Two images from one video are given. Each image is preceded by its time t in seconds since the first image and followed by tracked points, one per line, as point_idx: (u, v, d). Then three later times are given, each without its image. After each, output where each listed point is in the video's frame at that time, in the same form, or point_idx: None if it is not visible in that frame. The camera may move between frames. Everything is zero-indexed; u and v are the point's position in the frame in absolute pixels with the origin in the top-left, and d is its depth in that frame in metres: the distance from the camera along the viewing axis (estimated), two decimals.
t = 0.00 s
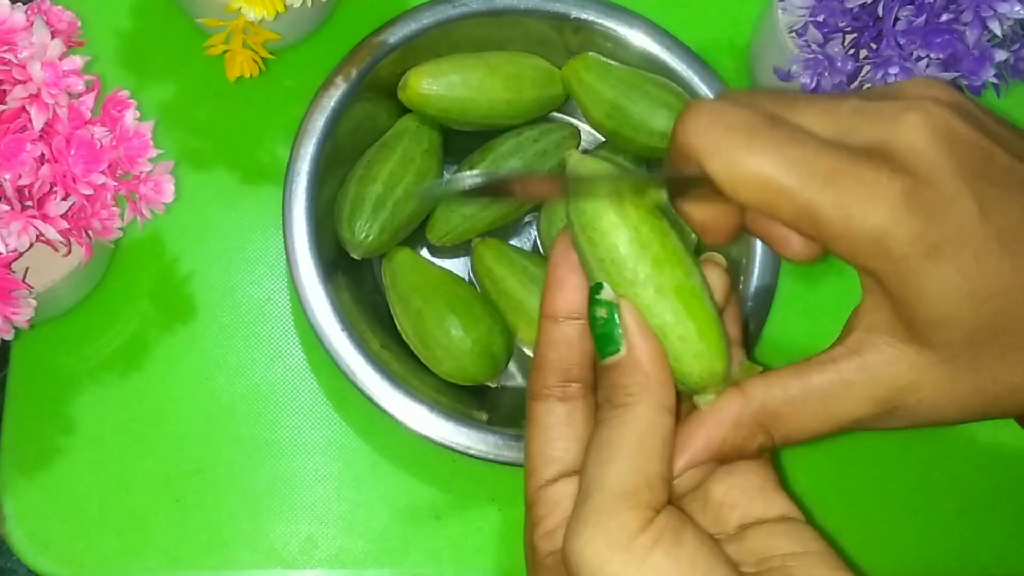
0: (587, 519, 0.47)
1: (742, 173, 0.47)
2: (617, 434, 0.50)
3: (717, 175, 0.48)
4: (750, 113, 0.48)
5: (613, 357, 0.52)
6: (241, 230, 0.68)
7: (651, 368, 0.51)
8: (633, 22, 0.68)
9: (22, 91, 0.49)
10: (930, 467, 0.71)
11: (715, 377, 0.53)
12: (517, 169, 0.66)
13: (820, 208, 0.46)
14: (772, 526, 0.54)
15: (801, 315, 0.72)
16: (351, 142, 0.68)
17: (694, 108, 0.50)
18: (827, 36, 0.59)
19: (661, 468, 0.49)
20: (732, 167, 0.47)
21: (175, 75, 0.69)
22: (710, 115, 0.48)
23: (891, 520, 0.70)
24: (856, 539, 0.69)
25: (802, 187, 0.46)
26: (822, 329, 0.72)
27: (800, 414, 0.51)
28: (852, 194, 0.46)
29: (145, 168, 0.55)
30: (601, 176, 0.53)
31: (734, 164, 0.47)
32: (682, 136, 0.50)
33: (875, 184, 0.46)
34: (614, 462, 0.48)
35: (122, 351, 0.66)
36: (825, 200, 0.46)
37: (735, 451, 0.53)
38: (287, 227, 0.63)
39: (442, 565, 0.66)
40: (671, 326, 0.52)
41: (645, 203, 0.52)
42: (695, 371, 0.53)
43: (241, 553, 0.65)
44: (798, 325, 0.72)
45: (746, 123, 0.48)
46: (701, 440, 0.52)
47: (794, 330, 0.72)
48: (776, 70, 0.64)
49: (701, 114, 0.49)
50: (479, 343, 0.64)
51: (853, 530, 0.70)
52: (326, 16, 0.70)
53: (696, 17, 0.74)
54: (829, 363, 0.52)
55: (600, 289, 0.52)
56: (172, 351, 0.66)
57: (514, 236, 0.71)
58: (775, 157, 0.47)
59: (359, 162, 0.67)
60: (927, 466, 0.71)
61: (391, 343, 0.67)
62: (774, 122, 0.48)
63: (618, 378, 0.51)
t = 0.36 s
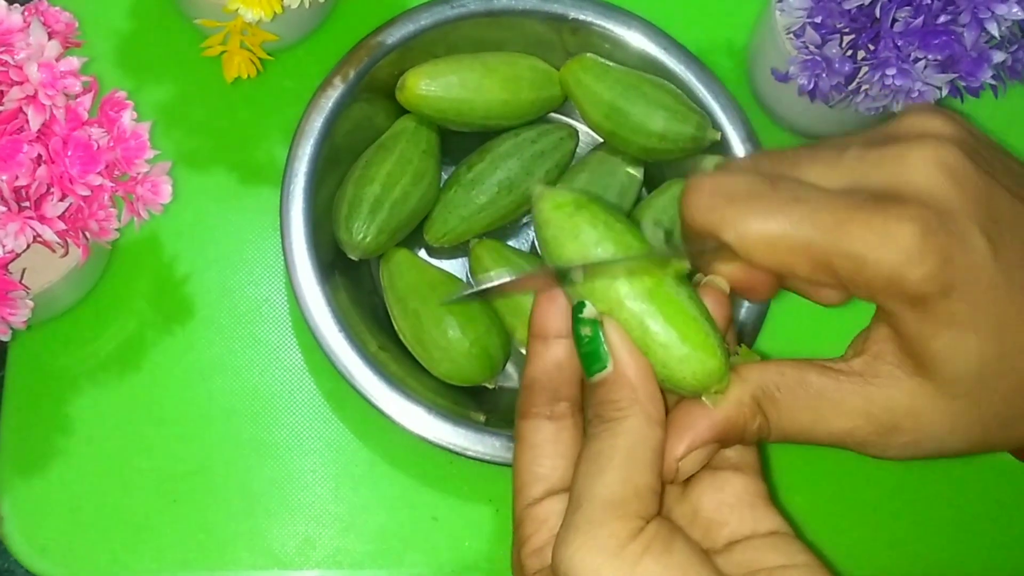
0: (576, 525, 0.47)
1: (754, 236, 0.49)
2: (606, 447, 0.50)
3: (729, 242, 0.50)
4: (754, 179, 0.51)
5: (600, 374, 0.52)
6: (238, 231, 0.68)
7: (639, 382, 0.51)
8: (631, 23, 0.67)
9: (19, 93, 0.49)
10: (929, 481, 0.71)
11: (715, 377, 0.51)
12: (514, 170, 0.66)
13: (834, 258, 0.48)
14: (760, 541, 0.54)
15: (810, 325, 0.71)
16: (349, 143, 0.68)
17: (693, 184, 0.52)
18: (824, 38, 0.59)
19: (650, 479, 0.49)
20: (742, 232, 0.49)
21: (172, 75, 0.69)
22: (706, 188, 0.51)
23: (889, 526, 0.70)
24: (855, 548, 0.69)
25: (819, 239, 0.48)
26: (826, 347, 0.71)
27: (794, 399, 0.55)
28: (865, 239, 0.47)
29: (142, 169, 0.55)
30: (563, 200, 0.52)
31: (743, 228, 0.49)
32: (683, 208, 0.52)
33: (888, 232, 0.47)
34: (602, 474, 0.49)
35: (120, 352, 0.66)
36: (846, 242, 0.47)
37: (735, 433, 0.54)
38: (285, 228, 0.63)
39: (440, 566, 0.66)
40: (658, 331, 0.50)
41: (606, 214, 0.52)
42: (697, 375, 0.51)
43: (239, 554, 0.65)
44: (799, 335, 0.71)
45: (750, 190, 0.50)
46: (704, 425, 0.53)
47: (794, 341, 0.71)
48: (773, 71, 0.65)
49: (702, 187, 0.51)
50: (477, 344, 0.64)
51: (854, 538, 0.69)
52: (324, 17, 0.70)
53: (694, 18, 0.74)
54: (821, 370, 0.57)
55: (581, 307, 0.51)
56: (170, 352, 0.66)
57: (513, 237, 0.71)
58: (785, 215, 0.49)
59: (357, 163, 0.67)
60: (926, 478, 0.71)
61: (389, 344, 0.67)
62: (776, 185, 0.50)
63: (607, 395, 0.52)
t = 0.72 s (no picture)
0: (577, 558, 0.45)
1: (821, 286, 0.49)
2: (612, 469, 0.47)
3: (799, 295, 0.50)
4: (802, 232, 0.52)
5: (615, 386, 0.49)
6: (240, 234, 0.68)
7: (653, 398, 0.49)
8: (634, 26, 0.67)
9: (20, 96, 0.49)
10: (931, 484, 0.70)
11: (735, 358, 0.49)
12: (516, 173, 0.66)
13: (903, 278, 0.46)
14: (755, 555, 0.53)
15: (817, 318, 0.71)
16: (350, 146, 0.68)
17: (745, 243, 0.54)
18: (828, 41, 0.59)
19: (659, 506, 0.47)
20: (811, 286, 0.49)
21: (174, 78, 0.69)
22: (768, 243, 0.53)
23: (891, 529, 0.70)
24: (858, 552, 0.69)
25: (890, 269, 0.46)
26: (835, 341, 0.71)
27: (838, 399, 0.50)
28: (926, 256, 0.45)
29: (144, 171, 0.55)
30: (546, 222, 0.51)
31: (809, 282, 0.50)
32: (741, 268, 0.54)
33: (948, 250, 0.44)
34: (606, 500, 0.46)
35: (121, 354, 0.66)
36: (914, 262, 0.45)
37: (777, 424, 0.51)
38: (287, 231, 0.63)
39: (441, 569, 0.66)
40: (673, 327, 0.48)
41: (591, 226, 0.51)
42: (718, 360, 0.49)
43: (240, 557, 0.64)
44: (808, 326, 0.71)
45: (801, 248, 0.51)
46: (738, 419, 0.51)
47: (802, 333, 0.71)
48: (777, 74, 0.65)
49: (749, 259, 0.53)
50: (479, 347, 0.64)
51: (851, 542, 0.69)
52: (325, 19, 0.70)
53: (697, 20, 0.74)
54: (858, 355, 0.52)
55: (599, 313, 0.49)
56: (171, 356, 0.66)
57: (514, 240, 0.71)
58: (840, 258, 0.49)
59: (359, 166, 0.67)
60: (928, 480, 0.70)
61: (391, 347, 0.67)
62: (824, 238, 0.50)
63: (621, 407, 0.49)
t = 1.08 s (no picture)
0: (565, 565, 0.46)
1: (746, 193, 0.48)
2: (610, 476, 0.47)
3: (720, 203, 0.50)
4: (733, 144, 0.51)
5: (625, 390, 0.48)
6: (238, 235, 0.68)
7: (664, 410, 0.47)
8: (634, 27, 0.67)
9: (18, 97, 0.49)
10: (928, 487, 0.71)
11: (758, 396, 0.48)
12: (516, 174, 0.66)
13: (831, 201, 0.48)
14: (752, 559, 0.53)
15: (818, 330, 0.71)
16: (350, 147, 0.68)
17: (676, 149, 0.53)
18: (828, 42, 0.59)
19: (650, 517, 0.47)
20: (738, 189, 0.49)
21: (173, 78, 0.69)
22: (691, 148, 0.52)
23: (885, 530, 0.70)
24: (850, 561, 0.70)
25: (806, 183, 0.48)
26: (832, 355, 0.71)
27: (853, 403, 0.49)
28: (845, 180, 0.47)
29: (142, 173, 0.55)
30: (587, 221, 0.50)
31: (735, 190, 0.49)
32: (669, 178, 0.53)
33: (881, 155, 0.47)
34: (600, 504, 0.46)
35: (120, 356, 0.66)
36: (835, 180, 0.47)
37: (794, 444, 0.48)
38: (286, 233, 0.63)
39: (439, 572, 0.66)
40: (699, 348, 0.47)
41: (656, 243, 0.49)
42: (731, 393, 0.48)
43: (239, 559, 0.64)
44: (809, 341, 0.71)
45: (730, 148, 0.50)
46: (753, 430, 0.48)
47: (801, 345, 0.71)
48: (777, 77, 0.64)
49: (678, 161, 0.52)
50: (478, 349, 0.64)
51: (844, 544, 0.70)
52: (325, 19, 0.70)
53: (696, 21, 0.74)
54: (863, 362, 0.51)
55: (618, 312, 0.47)
56: (170, 357, 0.66)
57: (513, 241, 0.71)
58: (768, 173, 0.48)
59: (358, 167, 0.67)
60: (925, 483, 0.71)
61: (390, 349, 0.67)
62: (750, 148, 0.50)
63: (625, 407, 0.48)
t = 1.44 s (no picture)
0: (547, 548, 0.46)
1: (816, 297, 0.49)
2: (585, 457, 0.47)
3: (793, 315, 0.50)
4: (787, 243, 0.53)
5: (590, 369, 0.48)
6: (238, 236, 0.68)
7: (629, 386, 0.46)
8: (635, 28, 0.67)
9: (16, 99, 0.49)
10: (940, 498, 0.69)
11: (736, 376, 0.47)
12: (516, 175, 0.66)
13: (887, 280, 0.48)
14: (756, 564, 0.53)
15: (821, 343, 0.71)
16: (349, 148, 0.68)
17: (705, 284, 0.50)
18: (828, 44, 0.59)
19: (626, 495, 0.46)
20: (806, 296, 0.49)
21: (173, 79, 0.69)
22: (744, 262, 0.53)
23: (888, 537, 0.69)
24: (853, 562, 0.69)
25: (879, 280, 0.48)
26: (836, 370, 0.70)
27: (858, 435, 0.48)
28: (919, 264, 0.47)
29: (141, 174, 0.55)
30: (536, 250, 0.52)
31: (799, 291, 0.50)
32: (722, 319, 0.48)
33: (941, 252, 0.46)
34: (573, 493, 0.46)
35: (119, 356, 0.66)
36: (899, 267, 0.47)
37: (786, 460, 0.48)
38: (285, 233, 0.63)
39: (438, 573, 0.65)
40: (651, 327, 0.48)
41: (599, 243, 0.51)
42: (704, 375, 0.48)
43: (237, 560, 0.64)
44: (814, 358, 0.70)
45: (781, 259, 0.52)
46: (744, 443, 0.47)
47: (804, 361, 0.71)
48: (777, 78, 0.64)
49: (737, 271, 0.53)
50: (478, 350, 0.63)
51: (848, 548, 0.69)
52: (325, 20, 0.70)
53: (697, 22, 0.74)
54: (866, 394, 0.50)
55: (586, 297, 0.49)
56: (169, 358, 0.66)
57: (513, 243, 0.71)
58: (836, 270, 0.49)
59: (358, 168, 0.67)
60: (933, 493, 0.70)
61: (390, 350, 0.67)
62: (812, 247, 0.51)
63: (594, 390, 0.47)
